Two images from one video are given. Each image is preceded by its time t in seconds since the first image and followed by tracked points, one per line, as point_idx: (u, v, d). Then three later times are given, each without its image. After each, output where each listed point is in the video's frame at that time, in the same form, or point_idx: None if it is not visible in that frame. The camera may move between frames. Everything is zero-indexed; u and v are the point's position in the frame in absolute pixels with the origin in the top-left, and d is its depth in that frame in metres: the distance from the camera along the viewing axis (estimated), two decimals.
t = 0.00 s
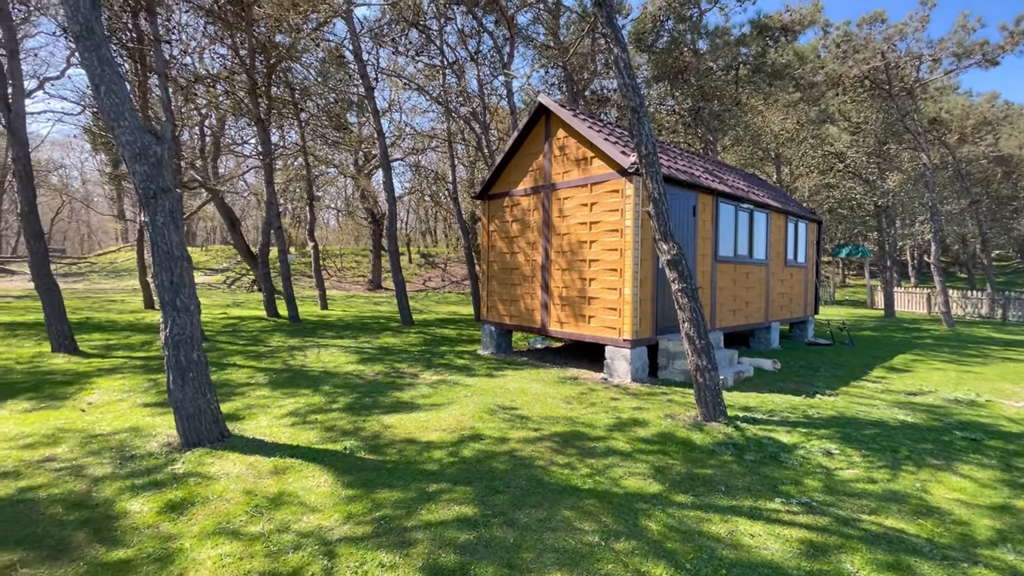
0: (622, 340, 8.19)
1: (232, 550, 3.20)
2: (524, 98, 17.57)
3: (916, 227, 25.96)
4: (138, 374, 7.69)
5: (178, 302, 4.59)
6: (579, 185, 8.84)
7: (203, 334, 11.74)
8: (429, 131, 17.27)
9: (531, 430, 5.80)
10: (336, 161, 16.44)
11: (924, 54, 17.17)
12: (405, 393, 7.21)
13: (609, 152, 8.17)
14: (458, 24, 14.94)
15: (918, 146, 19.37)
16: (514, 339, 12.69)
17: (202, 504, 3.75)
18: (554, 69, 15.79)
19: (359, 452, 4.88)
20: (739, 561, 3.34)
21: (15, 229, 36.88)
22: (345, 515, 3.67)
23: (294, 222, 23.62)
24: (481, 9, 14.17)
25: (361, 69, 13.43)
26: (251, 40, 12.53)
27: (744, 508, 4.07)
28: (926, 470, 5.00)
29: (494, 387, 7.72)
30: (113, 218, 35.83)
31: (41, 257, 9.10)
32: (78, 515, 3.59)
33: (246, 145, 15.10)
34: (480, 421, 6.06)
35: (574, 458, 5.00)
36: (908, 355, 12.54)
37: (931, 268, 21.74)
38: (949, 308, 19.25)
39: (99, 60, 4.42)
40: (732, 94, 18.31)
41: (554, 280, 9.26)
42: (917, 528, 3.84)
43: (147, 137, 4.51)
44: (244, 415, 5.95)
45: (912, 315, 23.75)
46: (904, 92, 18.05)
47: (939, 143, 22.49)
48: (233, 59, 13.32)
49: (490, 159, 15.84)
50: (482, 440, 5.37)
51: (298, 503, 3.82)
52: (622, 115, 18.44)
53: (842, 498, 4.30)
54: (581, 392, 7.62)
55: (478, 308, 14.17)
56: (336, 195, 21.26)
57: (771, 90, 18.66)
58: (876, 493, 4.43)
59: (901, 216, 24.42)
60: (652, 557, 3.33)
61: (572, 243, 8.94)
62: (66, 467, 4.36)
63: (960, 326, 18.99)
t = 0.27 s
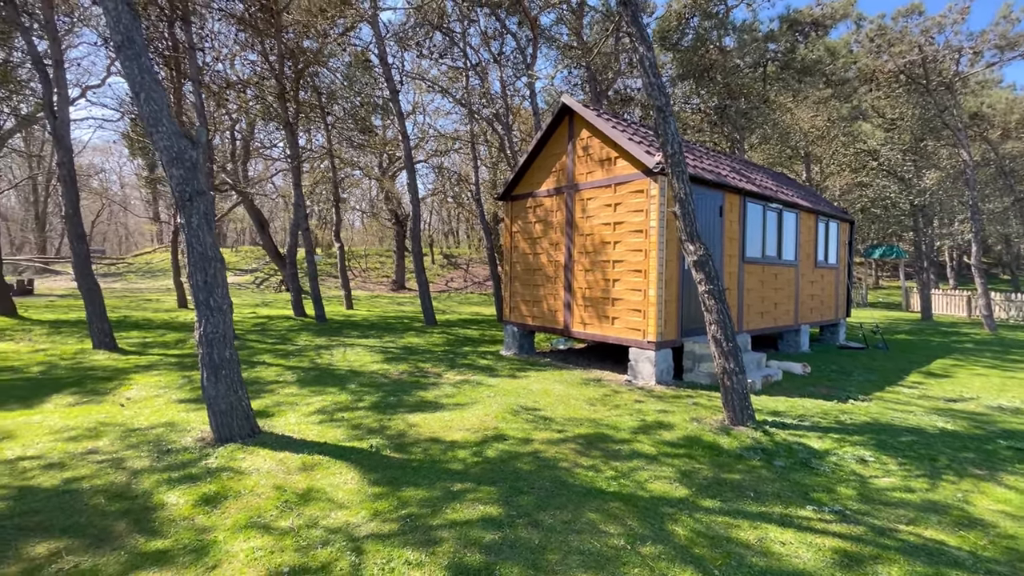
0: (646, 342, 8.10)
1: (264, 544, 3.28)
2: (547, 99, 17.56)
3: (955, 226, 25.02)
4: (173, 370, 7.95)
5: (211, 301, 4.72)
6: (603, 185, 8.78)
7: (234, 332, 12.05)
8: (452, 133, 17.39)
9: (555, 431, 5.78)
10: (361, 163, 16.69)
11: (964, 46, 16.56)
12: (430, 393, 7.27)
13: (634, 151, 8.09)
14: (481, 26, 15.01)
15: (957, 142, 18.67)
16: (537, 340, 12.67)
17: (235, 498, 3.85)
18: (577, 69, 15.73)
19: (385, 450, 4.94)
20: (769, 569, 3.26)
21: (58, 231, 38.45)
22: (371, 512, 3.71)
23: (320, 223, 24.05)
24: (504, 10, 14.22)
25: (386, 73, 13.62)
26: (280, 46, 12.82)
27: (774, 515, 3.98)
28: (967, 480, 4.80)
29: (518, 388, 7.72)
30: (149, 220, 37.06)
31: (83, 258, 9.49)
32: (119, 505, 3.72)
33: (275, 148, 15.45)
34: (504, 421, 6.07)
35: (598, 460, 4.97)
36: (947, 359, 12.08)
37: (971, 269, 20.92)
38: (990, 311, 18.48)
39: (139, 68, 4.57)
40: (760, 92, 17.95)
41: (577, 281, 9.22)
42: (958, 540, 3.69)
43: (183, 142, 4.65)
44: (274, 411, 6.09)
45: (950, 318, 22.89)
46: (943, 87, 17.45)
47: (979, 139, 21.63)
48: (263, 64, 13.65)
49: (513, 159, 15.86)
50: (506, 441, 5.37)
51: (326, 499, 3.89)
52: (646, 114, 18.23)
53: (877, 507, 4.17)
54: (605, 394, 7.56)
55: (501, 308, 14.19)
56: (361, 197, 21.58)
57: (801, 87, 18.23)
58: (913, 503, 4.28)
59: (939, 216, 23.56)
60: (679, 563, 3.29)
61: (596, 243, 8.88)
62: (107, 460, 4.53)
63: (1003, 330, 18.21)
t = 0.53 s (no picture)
0: (671, 344, 7.98)
1: (293, 539, 3.34)
2: (570, 99, 17.51)
3: (996, 226, 24.02)
4: (205, 368, 8.17)
5: (243, 301, 4.83)
6: (627, 185, 8.70)
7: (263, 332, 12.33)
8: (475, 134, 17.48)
9: (579, 433, 5.74)
10: (386, 165, 16.91)
11: (1007, 37, 15.89)
12: (453, 393, 7.31)
13: (659, 151, 8.00)
14: (504, 27, 15.05)
15: (999, 138, 17.92)
16: (559, 342, 12.61)
17: (265, 494, 3.93)
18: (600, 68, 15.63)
19: (410, 449, 4.98)
20: None
21: (97, 233, 39.97)
22: (397, 510, 3.75)
23: (345, 224, 24.40)
24: (528, 11, 14.23)
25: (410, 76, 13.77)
26: (308, 51, 13.08)
27: (806, 523, 3.88)
28: (1012, 491, 4.59)
29: (541, 389, 7.70)
30: (183, 222, 38.24)
31: (121, 258, 9.85)
32: (156, 498, 3.84)
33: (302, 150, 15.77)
34: (527, 422, 6.06)
35: (623, 463, 4.91)
36: (988, 364, 11.60)
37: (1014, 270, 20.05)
38: None
39: (176, 76, 4.71)
40: (789, 89, 17.54)
41: (601, 282, 9.15)
42: (1002, 554, 3.53)
43: (217, 146, 4.78)
44: (302, 409, 6.20)
45: (991, 321, 21.97)
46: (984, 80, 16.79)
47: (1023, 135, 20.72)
48: (291, 69, 13.94)
49: (536, 160, 15.85)
50: (530, 442, 5.36)
51: (353, 496, 3.94)
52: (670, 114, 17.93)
53: (916, 517, 4.02)
54: (629, 396, 7.48)
55: (523, 310, 14.16)
56: (386, 199, 21.85)
57: (832, 83, 17.75)
58: (954, 514, 4.12)
59: (979, 215, 22.65)
60: (707, 569, 3.23)
61: (620, 244, 8.80)
62: (145, 453, 4.68)
63: None
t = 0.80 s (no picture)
0: (697, 346, 7.86)
1: (322, 536, 3.39)
2: (594, 99, 17.42)
3: None
4: (236, 366, 8.39)
5: (273, 301, 4.94)
6: (652, 186, 8.60)
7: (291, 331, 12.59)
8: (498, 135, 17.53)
9: (603, 435, 5.69)
10: (410, 167, 17.09)
11: None
12: (476, 393, 7.34)
13: (685, 150, 7.88)
14: (528, 28, 15.05)
15: None
16: (582, 343, 12.53)
17: (295, 490, 4.01)
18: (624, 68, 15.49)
19: (434, 449, 5.02)
20: None
21: (135, 235, 41.45)
22: (422, 509, 3.77)
23: (370, 226, 24.74)
24: (551, 12, 14.22)
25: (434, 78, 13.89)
26: (335, 56, 13.31)
27: (840, 532, 3.76)
28: None
29: (564, 390, 7.66)
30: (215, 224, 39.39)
31: (158, 259, 10.20)
32: (191, 492, 3.96)
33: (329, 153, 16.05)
34: (551, 424, 6.03)
35: (649, 467, 4.85)
36: None
37: None
38: None
39: (210, 83, 4.85)
40: (820, 85, 17.09)
41: (625, 283, 9.07)
42: None
43: (248, 150, 4.90)
44: (329, 408, 6.31)
45: None
46: None
47: None
48: (318, 74, 14.22)
49: (559, 160, 15.81)
50: (554, 444, 5.34)
51: (379, 494, 3.99)
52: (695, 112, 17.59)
53: (958, 530, 3.86)
54: (654, 399, 7.38)
55: (546, 311, 14.13)
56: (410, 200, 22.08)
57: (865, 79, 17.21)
58: (998, 527, 3.94)
59: None
60: None
61: (645, 245, 8.71)
62: (180, 448, 4.83)
63: None
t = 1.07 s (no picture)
0: (725, 349, 7.71)
1: (350, 532, 3.44)
2: (618, 98, 17.27)
3: None
4: (266, 364, 8.59)
5: (303, 301, 5.03)
6: (679, 185, 8.47)
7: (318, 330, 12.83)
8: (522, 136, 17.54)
9: (628, 438, 5.63)
10: (435, 168, 17.24)
11: None
12: (500, 393, 7.35)
13: (712, 149, 7.74)
14: (551, 28, 15.02)
15: None
16: (606, 344, 12.43)
17: (324, 487, 4.08)
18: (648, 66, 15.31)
19: (459, 448, 5.04)
20: None
21: (171, 237, 42.85)
22: (448, 508, 3.80)
23: (395, 227, 25.06)
24: (575, 11, 14.17)
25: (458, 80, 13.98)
26: (360, 60, 13.50)
27: (878, 543, 3.64)
28: None
29: (589, 392, 7.61)
30: (246, 225, 40.44)
31: (192, 260, 10.52)
32: (225, 486, 4.07)
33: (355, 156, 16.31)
34: (576, 425, 6.00)
35: (676, 471, 4.78)
36: None
37: None
38: None
39: (243, 88, 4.98)
40: (854, 80, 16.58)
41: (650, 284, 8.96)
42: None
43: (279, 154, 5.01)
44: (356, 406, 6.41)
45: None
46: None
47: None
48: (345, 77, 14.46)
49: (583, 160, 15.73)
50: (579, 445, 5.31)
51: (406, 492, 4.03)
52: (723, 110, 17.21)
53: (1004, 543, 3.69)
54: (681, 402, 7.27)
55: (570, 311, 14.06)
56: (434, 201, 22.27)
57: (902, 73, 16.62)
58: None
59: None
60: None
61: (671, 245, 8.58)
62: (215, 444, 4.97)
63: None
